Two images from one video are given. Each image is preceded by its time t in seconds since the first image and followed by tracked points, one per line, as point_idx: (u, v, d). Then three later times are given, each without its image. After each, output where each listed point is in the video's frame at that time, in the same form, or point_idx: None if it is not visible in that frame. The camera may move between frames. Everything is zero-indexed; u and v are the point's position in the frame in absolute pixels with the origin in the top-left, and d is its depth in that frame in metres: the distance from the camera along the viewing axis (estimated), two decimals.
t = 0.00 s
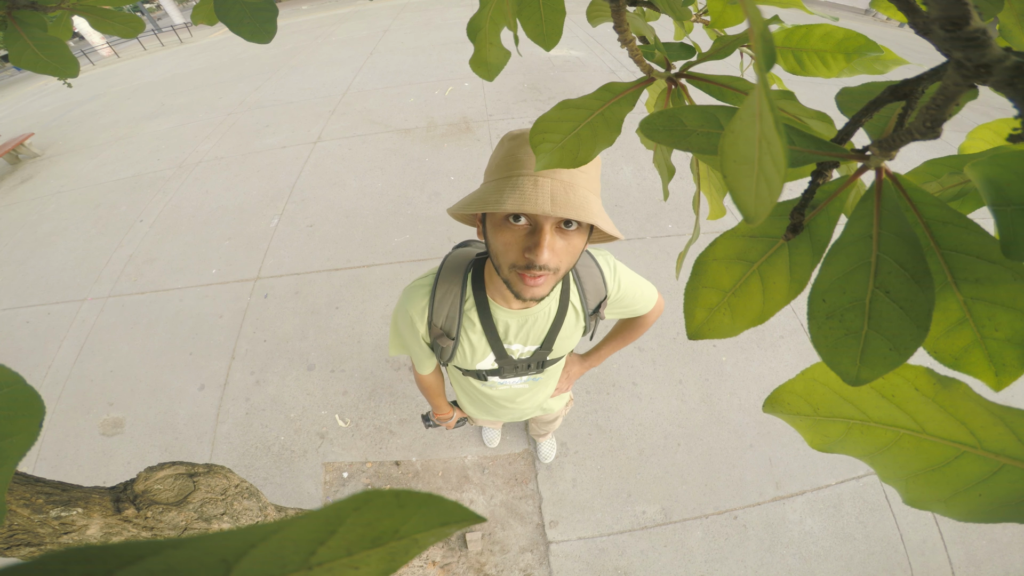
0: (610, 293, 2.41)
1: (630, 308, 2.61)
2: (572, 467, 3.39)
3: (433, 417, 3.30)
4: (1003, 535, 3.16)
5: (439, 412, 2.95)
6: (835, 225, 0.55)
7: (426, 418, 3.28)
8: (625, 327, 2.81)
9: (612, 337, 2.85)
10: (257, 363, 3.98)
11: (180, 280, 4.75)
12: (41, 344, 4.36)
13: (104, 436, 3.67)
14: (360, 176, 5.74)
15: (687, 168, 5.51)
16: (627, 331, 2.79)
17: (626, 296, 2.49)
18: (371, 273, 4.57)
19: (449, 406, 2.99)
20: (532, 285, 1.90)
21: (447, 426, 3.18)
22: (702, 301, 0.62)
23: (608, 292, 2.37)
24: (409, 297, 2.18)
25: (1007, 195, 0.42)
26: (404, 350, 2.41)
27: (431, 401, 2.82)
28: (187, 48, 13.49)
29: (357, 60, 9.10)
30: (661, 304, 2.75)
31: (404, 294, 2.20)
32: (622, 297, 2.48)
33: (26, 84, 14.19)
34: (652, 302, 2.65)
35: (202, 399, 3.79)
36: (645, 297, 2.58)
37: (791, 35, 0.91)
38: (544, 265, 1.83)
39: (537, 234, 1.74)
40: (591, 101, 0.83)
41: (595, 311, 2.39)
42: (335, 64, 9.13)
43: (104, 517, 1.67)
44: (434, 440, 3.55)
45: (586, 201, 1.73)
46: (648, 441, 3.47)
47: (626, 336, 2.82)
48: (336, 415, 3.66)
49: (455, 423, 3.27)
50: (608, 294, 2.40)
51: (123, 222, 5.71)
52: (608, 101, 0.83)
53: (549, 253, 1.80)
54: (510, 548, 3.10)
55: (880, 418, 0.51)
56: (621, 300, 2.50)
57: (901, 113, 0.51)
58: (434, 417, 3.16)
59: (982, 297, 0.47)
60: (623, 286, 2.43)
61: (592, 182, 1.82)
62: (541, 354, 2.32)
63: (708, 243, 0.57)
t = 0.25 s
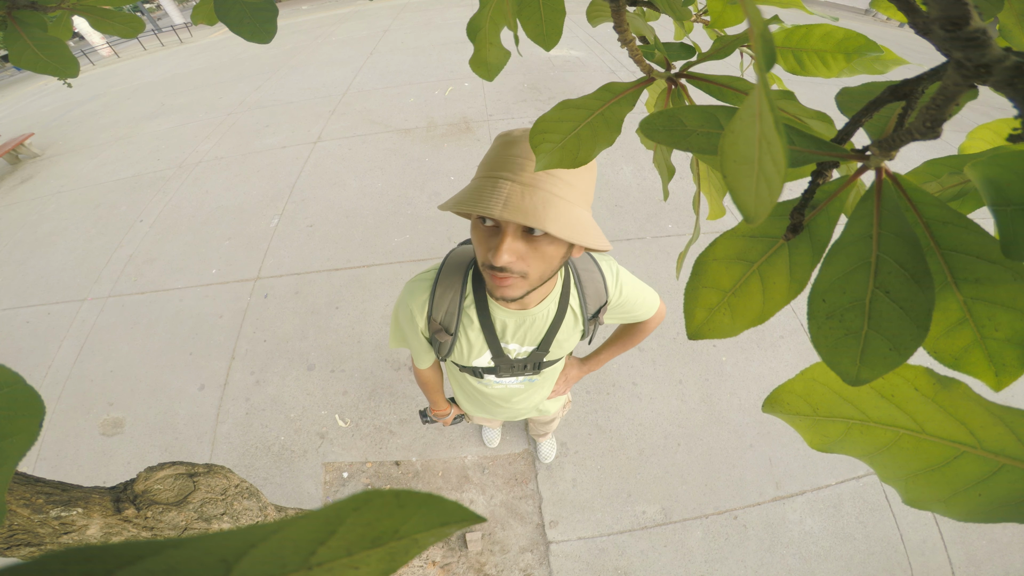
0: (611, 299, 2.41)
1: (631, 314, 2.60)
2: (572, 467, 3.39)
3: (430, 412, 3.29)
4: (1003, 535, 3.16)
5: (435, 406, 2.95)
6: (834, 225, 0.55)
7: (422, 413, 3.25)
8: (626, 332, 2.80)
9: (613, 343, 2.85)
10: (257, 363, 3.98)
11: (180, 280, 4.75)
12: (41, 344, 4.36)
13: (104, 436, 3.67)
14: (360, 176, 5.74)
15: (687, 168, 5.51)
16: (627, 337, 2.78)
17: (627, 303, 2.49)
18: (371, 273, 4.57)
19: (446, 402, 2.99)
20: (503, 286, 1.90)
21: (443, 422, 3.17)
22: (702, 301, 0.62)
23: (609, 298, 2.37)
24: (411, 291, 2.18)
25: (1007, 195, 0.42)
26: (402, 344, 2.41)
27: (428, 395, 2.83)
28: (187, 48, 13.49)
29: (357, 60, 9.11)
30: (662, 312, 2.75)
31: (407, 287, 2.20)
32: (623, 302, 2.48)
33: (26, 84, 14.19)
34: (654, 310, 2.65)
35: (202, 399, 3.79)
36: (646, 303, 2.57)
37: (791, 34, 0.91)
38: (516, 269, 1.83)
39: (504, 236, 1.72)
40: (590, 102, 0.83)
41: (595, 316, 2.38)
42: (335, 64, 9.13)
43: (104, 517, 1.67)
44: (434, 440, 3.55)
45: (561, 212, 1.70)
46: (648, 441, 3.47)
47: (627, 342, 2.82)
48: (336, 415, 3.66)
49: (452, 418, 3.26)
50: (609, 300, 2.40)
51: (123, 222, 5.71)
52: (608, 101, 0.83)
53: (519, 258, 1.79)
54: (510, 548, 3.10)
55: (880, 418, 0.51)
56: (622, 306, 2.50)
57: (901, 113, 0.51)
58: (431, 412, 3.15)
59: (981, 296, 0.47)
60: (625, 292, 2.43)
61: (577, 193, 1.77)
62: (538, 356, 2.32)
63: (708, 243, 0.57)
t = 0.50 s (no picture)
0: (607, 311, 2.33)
1: (628, 328, 2.51)
2: (572, 467, 3.39)
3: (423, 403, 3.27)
4: (1003, 535, 3.16)
5: (428, 396, 2.96)
6: (834, 225, 0.55)
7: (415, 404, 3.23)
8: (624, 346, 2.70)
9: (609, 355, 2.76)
10: (257, 363, 3.98)
11: (180, 280, 4.75)
12: (41, 344, 4.37)
13: (104, 436, 3.67)
14: (360, 176, 5.74)
15: (687, 168, 5.51)
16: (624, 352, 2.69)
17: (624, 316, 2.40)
18: (371, 273, 4.57)
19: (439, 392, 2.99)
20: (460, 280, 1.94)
21: (435, 413, 3.16)
22: (702, 301, 0.62)
23: (604, 311, 2.30)
24: (412, 276, 2.22)
25: (1009, 196, 0.42)
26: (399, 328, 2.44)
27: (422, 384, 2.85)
28: (187, 48, 13.49)
29: (357, 60, 9.11)
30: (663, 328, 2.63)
31: (408, 272, 2.25)
32: (620, 316, 2.40)
33: (26, 83, 14.19)
34: (653, 326, 2.54)
35: (202, 399, 3.79)
36: (646, 320, 2.47)
37: (791, 34, 0.91)
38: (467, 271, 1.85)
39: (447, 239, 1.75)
40: (591, 102, 0.83)
41: (588, 327, 2.32)
42: (335, 64, 9.13)
43: (104, 517, 1.67)
44: (434, 440, 3.55)
45: (501, 229, 1.67)
46: (648, 441, 3.47)
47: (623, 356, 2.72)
48: (335, 415, 3.66)
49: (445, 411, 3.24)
50: (605, 312, 2.32)
51: (123, 222, 5.71)
52: (608, 101, 0.84)
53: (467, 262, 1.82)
54: (510, 548, 3.10)
55: (880, 418, 0.51)
56: (618, 319, 2.42)
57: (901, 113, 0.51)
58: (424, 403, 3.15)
59: (982, 296, 0.47)
60: (623, 306, 2.34)
61: (535, 209, 1.71)
62: (527, 357, 2.31)
63: (709, 243, 0.57)
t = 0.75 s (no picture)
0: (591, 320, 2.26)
1: (615, 341, 2.41)
2: (573, 467, 3.39)
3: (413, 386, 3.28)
4: (1003, 535, 3.16)
5: (416, 377, 3.00)
6: (834, 225, 0.55)
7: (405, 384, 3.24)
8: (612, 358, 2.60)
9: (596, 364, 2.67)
10: (257, 363, 3.98)
11: (180, 280, 4.75)
12: (41, 344, 4.37)
13: (104, 436, 3.67)
14: (360, 176, 5.74)
15: (687, 168, 5.51)
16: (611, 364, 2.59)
17: (610, 327, 2.31)
18: (371, 273, 4.57)
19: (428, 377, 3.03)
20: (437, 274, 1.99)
21: (423, 397, 3.19)
22: (702, 301, 0.62)
23: (587, 319, 2.23)
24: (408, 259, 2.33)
25: (1008, 197, 0.42)
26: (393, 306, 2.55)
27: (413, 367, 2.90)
28: (187, 47, 13.49)
29: (357, 60, 9.11)
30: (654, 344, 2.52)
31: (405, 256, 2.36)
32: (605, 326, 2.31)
33: (26, 83, 14.19)
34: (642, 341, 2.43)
35: (202, 399, 3.79)
36: (634, 334, 2.37)
37: (791, 34, 0.91)
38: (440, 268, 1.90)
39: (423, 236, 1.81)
40: (591, 102, 0.83)
41: (569, 333, 2.26)
42: (335, 64, 9.12)
43: (104, 517, 1.67)
44: (434, 440, 3.55)
45: (468, 236, 1.71)
46: (648, 441, 3.47)
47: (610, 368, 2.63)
48: (335, 415, 3.66)
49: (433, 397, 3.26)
50: (588, 320, 2.25)
51: (123, 222, 5.71)
52: (608, 101, 0.84)
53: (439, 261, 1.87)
54: (510, 548, 3.10)
55: (880, 418, 0.51)
56: (604, 329, 2.33)
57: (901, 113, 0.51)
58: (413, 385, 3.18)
59: (983, 296, 0.47)
60: (608, 316, 2.26)
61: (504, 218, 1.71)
62: (506, 354, 2.30)
63: (709, 243, 0.57)
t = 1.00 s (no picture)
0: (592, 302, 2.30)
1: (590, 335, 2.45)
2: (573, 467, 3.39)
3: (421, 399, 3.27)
4: (1005, 535, 3.15)
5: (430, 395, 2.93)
6: (832, 227, 0.55)
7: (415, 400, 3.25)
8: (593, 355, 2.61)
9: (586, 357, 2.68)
10: (258, 363, 3.99)
11: (181, 281, 4.76)
12: (43, 344, 4.38)
13: (106, 436, 3.68)
14: (361, 176, 5.74)
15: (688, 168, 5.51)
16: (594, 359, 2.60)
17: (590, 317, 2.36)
18: (372, 273, 4.58)
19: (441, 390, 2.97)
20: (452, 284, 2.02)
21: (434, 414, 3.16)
22: (701, 302, 0.61)
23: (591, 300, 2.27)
24: (402, 279, 2.21)
25: (1005, 197, 0.42)
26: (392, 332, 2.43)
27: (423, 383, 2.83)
28: (188, 48, 13.52)
29: (358, 60, 9.12)
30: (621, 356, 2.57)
31: (397, 276, 2.23)
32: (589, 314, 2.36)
33: (28, 84, 14.23)
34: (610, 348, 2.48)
35: (204, 400, 3.80)
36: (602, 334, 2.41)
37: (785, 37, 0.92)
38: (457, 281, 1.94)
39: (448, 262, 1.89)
40: (591, 102, 0.83)
41: (578, 317, 2.29)
42: (335, 64, 9.14)
43: (106, 517, 1.67)
44: (435, 440, 3.55)
45: (493, 262, 1.75)
46: (649, 441, 3.47)
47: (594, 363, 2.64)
48: (336, 415, 3.67)
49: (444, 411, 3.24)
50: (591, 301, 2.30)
51: (124, 223, 5.72)
52: (608, 100, 0.84)
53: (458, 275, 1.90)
54: (511, 548, 3.10)
55: (869, 419, 0.51)
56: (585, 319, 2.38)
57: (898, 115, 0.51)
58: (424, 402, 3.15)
59: (979, 297, 0.47)
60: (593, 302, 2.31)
61: (531, 245, 1.75)
62: (524, 348, 2.33)
63: (707, 244, 0.57)
